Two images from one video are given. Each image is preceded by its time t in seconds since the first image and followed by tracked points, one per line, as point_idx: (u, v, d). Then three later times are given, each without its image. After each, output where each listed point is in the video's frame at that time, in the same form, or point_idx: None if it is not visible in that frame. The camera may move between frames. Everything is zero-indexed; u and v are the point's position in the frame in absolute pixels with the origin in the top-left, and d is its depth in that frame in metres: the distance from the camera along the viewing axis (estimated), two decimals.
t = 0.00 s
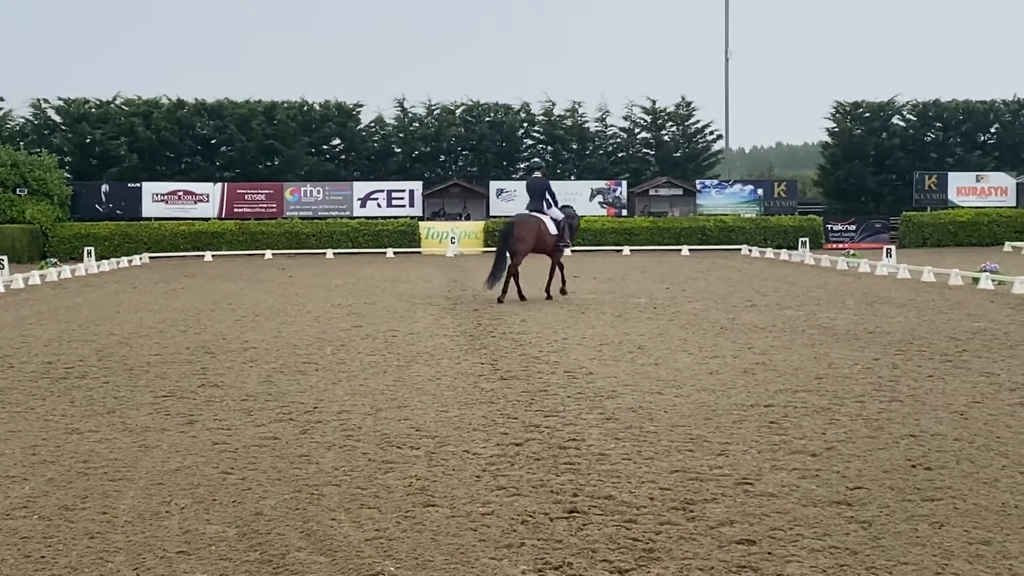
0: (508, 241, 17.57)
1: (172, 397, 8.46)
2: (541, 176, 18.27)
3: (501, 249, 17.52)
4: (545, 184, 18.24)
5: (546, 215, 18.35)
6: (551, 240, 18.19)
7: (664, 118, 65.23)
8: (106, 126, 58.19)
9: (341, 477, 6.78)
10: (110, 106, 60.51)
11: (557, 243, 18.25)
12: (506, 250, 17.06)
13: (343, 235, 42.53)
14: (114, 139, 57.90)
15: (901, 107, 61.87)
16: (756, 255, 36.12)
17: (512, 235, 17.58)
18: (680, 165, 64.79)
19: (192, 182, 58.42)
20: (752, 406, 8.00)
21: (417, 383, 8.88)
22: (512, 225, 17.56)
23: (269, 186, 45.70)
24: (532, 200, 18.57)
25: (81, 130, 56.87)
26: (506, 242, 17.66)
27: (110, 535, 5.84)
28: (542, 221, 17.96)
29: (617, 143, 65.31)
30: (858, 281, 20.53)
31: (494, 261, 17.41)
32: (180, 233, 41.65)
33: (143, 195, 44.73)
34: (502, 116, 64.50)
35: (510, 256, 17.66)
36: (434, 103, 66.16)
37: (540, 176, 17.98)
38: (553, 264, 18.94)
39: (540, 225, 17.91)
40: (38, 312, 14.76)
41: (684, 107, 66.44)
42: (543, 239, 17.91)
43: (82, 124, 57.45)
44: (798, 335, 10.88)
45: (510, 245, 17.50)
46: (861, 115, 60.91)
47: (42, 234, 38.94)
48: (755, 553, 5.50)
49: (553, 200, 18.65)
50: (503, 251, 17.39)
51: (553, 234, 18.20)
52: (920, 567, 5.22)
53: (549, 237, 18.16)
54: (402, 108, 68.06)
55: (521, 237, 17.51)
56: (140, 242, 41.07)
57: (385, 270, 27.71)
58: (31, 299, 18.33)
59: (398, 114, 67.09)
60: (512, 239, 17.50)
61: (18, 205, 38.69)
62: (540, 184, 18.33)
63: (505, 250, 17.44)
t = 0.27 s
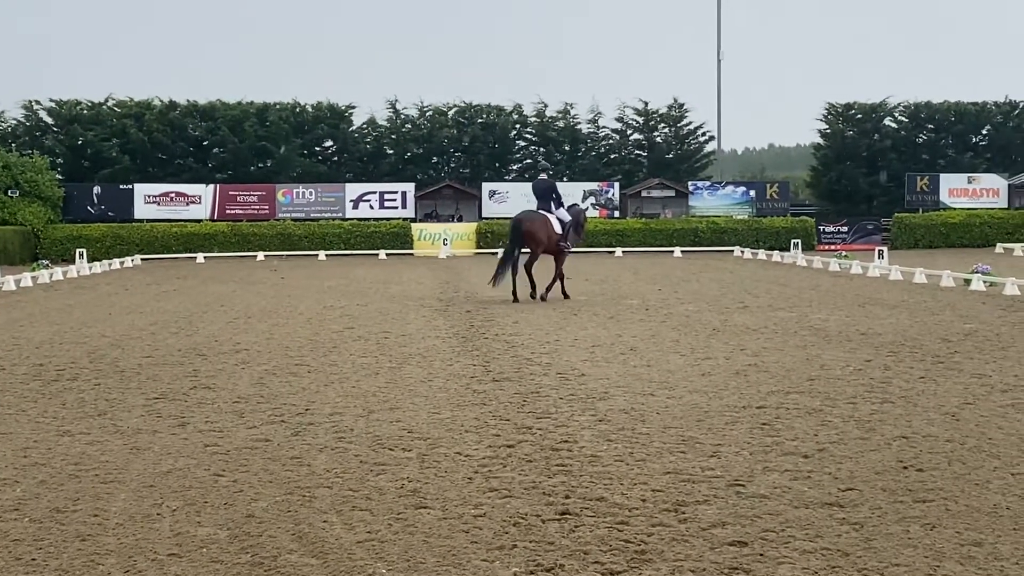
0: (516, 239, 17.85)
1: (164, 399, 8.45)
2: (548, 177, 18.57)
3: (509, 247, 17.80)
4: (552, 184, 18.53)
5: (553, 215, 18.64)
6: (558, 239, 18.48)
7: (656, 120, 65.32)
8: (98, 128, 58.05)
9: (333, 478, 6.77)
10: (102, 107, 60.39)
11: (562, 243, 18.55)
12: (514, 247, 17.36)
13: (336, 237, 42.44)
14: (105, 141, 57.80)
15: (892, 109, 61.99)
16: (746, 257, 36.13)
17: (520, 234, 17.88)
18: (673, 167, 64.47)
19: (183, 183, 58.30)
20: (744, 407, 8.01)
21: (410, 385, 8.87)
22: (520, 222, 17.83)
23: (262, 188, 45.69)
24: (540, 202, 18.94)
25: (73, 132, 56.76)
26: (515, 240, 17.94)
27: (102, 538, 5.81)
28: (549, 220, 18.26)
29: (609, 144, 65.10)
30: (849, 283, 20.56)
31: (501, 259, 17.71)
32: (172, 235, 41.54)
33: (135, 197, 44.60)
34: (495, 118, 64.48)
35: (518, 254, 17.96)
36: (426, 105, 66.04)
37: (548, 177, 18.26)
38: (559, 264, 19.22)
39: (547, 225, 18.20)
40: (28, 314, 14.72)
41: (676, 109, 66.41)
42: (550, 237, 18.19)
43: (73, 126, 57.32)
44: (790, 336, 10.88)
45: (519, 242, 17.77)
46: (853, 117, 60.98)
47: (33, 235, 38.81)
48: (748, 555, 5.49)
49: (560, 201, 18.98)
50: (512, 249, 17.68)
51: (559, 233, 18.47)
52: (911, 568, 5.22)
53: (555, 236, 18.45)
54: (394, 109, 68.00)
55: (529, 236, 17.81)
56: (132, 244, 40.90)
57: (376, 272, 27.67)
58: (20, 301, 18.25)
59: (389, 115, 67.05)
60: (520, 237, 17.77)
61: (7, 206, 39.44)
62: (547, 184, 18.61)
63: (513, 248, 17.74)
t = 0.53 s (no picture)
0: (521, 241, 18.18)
1: (155, 402, 8.44)
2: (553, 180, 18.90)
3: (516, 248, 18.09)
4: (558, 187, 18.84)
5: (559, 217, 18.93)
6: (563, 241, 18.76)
7: (648, 122, 65.43)
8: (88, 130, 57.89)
9: (324, 481, 6.76)
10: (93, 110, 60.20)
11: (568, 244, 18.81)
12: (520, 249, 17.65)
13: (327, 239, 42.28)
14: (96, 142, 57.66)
15: (883, 111, 62.12)
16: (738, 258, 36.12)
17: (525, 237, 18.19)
18: (664, 168, 64.50)
19: (174, 185, 58.15)
20: (735, 409, 8.01)
21: (400, 387, 8.86)
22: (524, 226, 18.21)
23: (253, 190, 45.64)
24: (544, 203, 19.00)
25: (64, 133, 56.63)
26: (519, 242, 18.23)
27: (92, 540, 5.80)
28: (553, 223, 18.59)
29: (600, 146, 65.09)
30: (842, 285, 20.53)
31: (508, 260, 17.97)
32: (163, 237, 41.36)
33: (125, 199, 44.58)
34: (486, 120, 64.45)
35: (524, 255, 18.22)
36: (417, 107, 66.03)
37: (553, 179, 18.58)
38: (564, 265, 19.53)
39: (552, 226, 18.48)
40: (17, 317, 14.68)
41: (667, 111, 66.55)
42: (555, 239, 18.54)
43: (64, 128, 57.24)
44: (782, 339, 10.87)
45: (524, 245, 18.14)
46: (844, 118, 61.05)
47: (23, 237, 38.88)
48: (738, 556, 5.48)
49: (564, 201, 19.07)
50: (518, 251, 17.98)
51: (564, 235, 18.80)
52: (901, 570, 5.22)
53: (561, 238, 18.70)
54: (386, 111, 68.01)
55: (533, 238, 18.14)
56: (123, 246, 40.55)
57: (366, 275, 27.63)
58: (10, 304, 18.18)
59: (380, 117, 67.00)
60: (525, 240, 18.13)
61: None
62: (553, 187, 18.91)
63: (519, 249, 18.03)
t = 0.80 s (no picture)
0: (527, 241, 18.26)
1: (147, 403, 8.42)
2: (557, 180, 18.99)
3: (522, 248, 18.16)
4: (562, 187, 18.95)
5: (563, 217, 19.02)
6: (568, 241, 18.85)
7: (639, 124, 65.40)
8: (79, 132, 57.75)
9: (316, 483, 6.75)
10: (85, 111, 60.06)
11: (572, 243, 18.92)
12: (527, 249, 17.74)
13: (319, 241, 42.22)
14: (88, 144, 57.53)
15: (875, 112, 62.21)
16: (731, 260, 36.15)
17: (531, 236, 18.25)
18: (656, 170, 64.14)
19: (166, 186, 58.06)
20: (727, 410, 8.02)
21: (392, 389, 8.86)
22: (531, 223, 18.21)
23: (245, 192, 45.42)
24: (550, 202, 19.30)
25: (56, 135, 56.51)
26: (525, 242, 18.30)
27: (84, 542, 5.78)
28: (559, 222, 18.62)
29: (592, 148, 65.16)
30: (833, 287, 20.57)
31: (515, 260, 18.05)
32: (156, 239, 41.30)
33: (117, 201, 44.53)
34: (478, 121, 64.41)
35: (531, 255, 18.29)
36: (409, 109, 66.04)
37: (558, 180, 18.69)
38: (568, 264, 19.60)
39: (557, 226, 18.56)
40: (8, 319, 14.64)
41: (659, 112, 66.68)
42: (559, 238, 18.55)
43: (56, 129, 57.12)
44: (773, 340, 10.89)
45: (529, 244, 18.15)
46: (836, 120, 61.15)
47: (15, 238, 38.81)
48: (731, 558, 5.47)
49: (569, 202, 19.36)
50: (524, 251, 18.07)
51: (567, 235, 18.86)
52: (893, 571, 5.22)
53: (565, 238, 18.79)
54: (378, 113, 68.02)
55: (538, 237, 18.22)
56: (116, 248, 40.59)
57: (357, 276, 27.61)
58: None
59: (372, 119, 66.96)
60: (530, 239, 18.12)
61: None
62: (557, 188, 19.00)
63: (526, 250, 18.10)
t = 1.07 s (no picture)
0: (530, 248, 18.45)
1: (137, 406, 8.41)
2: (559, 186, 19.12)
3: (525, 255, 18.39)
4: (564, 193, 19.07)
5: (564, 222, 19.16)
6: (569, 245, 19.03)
7: (629, 126, 65.56)
8: (68, 134, 57.56)
9: (306, 485, 6.74)
10: (74, 114, 59.88)
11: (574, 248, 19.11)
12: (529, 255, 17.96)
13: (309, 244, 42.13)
14: (77, 147, 57.35)
15: (864, 115, 62.35)
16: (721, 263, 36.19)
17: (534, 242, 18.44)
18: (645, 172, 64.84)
19: (155, 189, 57.91)
20: (717, 413, 8.03)
21: (383, 391, 8.85)
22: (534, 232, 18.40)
23: (234, 195, 45.20)
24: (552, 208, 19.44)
25: (44, 137, 56.32)
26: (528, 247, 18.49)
27: (73, 545, 5.75)
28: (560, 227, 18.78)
29: (581, 151, 65.25)
30: (822, 289, 20.60)
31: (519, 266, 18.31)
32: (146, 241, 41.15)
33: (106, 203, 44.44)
34: (468, 124, 64.41)
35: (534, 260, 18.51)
36: (399, 111, 66.04)
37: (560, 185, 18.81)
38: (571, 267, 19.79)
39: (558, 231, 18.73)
40: None
41: (649, 115, 66.76)
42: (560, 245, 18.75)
43: (45, 131, 56.93)
44: (762, 343, 10.90)
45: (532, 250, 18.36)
46: (825, 122, 61.26)
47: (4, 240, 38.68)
48: (721, 560, 5.46)
49: (571, 206, 19.50)
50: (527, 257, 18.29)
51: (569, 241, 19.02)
52: (884, 573, 5.21)
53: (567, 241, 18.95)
54: (368, 115, 67.98)
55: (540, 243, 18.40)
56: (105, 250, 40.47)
57: (347, 279, 27.56)
58: None
59: (362, 121, 66.92)
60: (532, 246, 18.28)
61: None
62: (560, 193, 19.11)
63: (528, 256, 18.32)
